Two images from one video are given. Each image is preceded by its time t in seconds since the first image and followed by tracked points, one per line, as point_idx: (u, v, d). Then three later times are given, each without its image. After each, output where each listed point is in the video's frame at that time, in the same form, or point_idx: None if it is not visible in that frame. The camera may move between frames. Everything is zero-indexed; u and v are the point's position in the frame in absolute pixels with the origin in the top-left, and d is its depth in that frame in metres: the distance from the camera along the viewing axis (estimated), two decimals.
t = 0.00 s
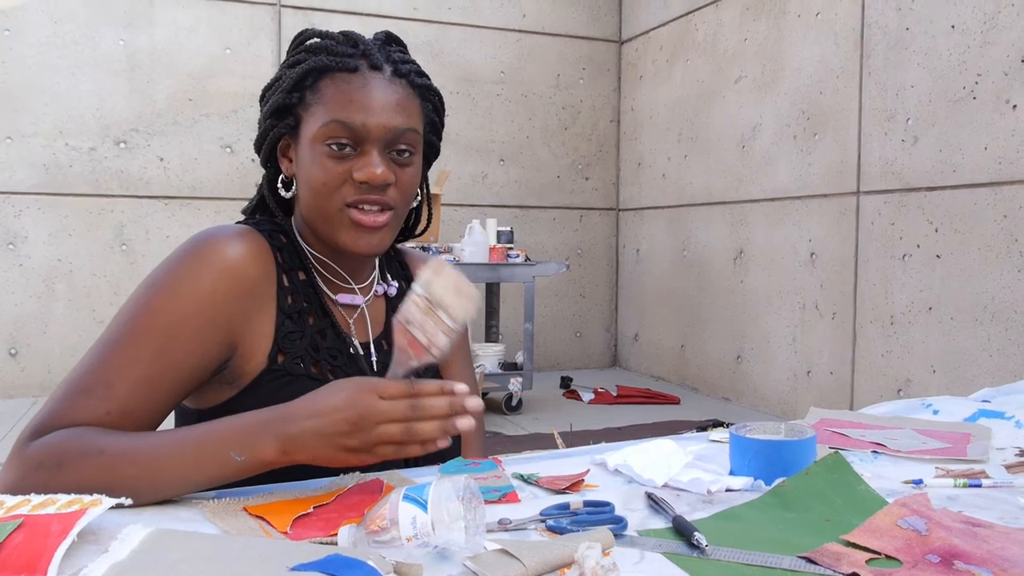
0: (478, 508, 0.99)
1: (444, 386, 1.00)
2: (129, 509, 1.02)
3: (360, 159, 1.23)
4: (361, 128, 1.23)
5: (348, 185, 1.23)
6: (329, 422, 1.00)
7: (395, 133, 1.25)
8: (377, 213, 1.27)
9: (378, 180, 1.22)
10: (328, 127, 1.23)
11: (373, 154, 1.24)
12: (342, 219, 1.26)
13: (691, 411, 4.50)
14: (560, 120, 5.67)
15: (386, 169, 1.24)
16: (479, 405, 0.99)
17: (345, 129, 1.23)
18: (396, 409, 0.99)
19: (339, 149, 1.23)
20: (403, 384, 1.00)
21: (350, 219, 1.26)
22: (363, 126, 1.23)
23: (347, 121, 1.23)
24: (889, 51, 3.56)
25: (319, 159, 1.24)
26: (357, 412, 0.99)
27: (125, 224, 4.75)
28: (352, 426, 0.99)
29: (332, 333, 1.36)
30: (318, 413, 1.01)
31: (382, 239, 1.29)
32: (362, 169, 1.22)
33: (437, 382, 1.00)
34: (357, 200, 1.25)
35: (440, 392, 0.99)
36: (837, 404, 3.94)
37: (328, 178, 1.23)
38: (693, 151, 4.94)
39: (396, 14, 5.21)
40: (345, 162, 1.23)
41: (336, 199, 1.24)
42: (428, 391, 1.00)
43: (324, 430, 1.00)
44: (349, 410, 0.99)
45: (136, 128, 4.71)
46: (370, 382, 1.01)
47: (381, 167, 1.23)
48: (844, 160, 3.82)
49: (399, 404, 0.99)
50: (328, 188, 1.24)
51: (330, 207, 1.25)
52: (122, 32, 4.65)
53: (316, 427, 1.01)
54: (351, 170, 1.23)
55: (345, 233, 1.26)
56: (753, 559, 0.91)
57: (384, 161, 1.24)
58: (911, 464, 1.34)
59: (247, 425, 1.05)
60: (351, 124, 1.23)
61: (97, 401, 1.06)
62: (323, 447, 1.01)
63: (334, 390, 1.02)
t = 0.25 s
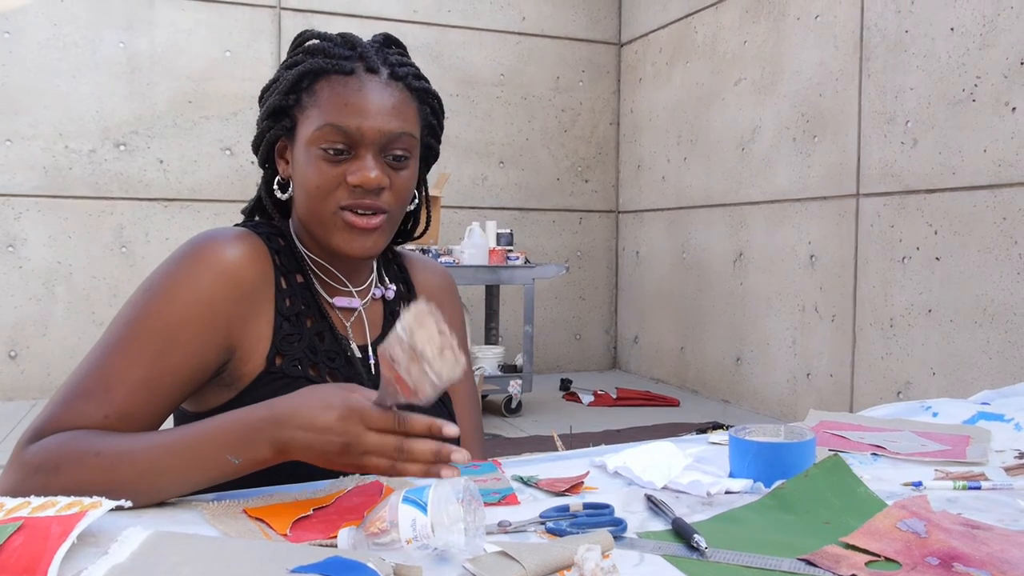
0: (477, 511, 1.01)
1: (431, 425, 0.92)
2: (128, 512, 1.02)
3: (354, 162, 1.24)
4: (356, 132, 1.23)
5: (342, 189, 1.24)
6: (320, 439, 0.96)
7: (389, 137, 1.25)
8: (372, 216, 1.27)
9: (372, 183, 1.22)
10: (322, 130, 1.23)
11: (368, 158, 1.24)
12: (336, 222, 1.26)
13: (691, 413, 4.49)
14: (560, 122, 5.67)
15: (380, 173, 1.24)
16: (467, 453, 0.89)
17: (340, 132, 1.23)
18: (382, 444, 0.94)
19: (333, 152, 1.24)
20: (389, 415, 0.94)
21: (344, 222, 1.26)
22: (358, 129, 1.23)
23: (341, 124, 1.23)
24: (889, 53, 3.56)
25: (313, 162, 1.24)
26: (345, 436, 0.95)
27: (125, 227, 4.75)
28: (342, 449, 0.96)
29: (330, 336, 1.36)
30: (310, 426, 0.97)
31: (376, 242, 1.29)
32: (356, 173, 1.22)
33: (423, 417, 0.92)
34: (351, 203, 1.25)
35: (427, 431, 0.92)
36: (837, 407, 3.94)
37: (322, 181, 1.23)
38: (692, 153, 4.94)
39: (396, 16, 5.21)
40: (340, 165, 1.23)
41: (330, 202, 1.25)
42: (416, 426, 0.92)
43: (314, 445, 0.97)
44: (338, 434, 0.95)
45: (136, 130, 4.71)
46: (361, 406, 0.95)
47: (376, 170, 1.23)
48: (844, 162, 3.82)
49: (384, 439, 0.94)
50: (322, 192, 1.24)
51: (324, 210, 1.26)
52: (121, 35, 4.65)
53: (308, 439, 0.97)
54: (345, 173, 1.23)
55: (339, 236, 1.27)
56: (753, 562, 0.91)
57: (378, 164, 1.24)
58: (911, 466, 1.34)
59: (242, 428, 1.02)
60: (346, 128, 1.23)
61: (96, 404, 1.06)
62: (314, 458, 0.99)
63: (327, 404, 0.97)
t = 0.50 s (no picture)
0: (477, 511, 1.00)
1: (430, 409, 0.96)
2: (127, 513, 1.02)
3: (353, 164, 1.24)
4: (353, 133, 1.23)
5: (341, 190, 1.24)
6: (320, 432, 0.97)
7: (387, 137, 1.25)
8: (371, 216, 1.27)
9: (370, 184, 1.22)
10: (320, 132, 1.23)
11: (366, 159, 1.24)
12: (336, 223, 1.26)
13: (690, 414, 4.49)
14: (560, 124, 5.67)
15: (379, 173, 1.24)
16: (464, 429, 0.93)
17: (337, 134, 1.23)
18: (382, 432, 0.96)
19: (331, 153, 1.23)
20: (385, 402, 0.96)
21: (344, 223, 1.26)
22: (355, 130, 1.23)
23: (339, 126, 1.23)
24: (889, 55, 3.57)
25: (312, 164, 1.24)
26: (345, 427, 0.96)
27: (124, 227, 4.75)
28: (341, 440, 0.97)
29: (331, 337, 1.36)
30: (310, 419, 0.98)
31: (377, 242, 1.29)
32: (354, 174, 1.22)
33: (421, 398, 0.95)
34: (350, 204, 1.25)
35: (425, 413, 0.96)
36: (836, 409, 3.94)
37: (321, 183, 1.23)
38: (692, 155, 4.94)
39: (396, 17, 5.22)
40: (338, 166, 1.23)
41: (329, 204, 1.25)
42: (413, 411, 0.96)
43: (315, 439, 0.98)
44: (338, 424, 0.96)
45: (136, 131, 4.71)
46: (359, 394, 0.97)
47: (374, 171, 1.23)
48: (844, 163, 3.82)
49: (384, 426, 0.96)
50: (321, 193, 1.24)
51: (324, 211, 1.26)
52: (121, 35, 4.65)
53: (308, 434, 0.98)
54: (344, 174, 1.23)
55: (339, 237, 1.27)
56: (754, 563, 0.91)
57: (376, 165, 1.24)
58: (912, 468, 1.34)
59: (245, 430, 1.02)
60: (343, 129, 1.23)
61: (97, 405, 1.06)
62: (314, 453, 0.99)
63: (326, 396, 0.98)
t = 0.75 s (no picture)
0: (479, 510, 0.98)
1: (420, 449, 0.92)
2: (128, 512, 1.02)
3: (352, 164, 1.24)
4: (353, 134, 1.23)
5: (340, 191, 1.24)
6: (312, 455, 0.97)
7: (387, 138, 1.25)
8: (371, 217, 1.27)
9: (370, 186, 1.22)
10: (319, 133, 1.23)
11: (365, 160, 1.24)
12: (335, 223, 1.26)
13: (691, 414, 4.49)
14: (561, 123, 5.67)
15: (378, 174, 1.23)
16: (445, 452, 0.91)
17: (337, 134, 1.23)
18: (371, 468, 0.94)
19: (331, 154, 1.23)
20: (374, 439, 0.92)
21: (343, 224, 1.26)
22: (355, 131, 1.23)
23: (338, 126, 1.23)
24: (890, 55, 3.56)
25: (312, 164, 1.24)
26: (334, 457, 0.95)
27: (125, 226, 4.75)
28: (331, 467, 0.96)
29: (332, 336, 1.36)
30: (301, 441, 0.97)
31: (376, 243, 1.29)
32: (354, 175, 1.22)
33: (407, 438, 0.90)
34: (350, 205, 1.25)
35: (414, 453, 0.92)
36: (837, 409, 3.94)
37: (320, 183, 1.23)
38: (693, 155, 4.94)
39: (397, 17, 5.21)
40: (337, 166, 1.23)
41: (329, 204, 1.25)
42: (402, 447, 0.92)
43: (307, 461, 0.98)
44: (327, 454, 0.95)
45: (137, 130, 4.71)
46: (348, 427, 0.94)
47: (373, 172, 1.23)
48: (845, 163, 3.82)
49: (372, 462, 0.94)
50: (320, 194, 1.24)
51: (323, 212, 1.26)
52: (122, 34, 4.65)
53: (302, 453, 0.98)
54: (343, 175, 1.23)
55: (338, 237, 1.27)
56: (755, 563, 0.91)
57: (376, 166, 1.24)
58: (913, 469, 1.34)
59: (245, 429, 1.02)
60: (343, 130, 1.23)
61: (97, 403, 1.06)
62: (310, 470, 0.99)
63: (317, 421, 0.96)
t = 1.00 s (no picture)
0: (477, 510, 0.97)
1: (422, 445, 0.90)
2: (128, 513, 1.02)
3: (351, 169, 1.24)
4: (352, 139, 1.23)
5: (338, 195, 1.24)
6: (311, 453, 0.97)
7: (387, 144, 1.25)
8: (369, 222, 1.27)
9: (368, 191, 1.22)
10: (319, 137, 1.23)
11: (364, 165, 1.24)
12: (333, 228, 1.26)
13: (691, 413, 4.49)
14: (560, 123, 5.67)
15: (376, 180, 1.23)
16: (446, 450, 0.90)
17: (336, 139, 1.23)
18: (371, 465, 0.94)
19: (329, 158, 1.24)
20: (374, 435, 0.93)
21: (341, 228, 1.26)
22: (354, 136, 1.23)
23: (337, 131, 1.23)
24: (890, 54, 3.56)
25: (311, 168, 1.24)
26: (335, 455, 0.95)
27: (125, 227, 4.76)
28: (331, 465, 0.96)
29: (332, 337, 1.36)
30: (301, 440, 0.98)
31: (374, 248, 1.29)
32: (352, 180, 1.22)
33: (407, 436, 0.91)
34: (347, 209, 1.25)
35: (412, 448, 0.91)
36: (838, 408, 3.94)
37: (319, 188, 1.24)
38: (693, 154, 4.94)
39: (396, 17, 5.22)
40: (335, 171, 1.24)
41: (327, 208, 1.25)
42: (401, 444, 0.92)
43: (306, 461, 0.98)
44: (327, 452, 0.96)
45: (136, 132, 4.72)
46: (348, 424, 0.95)
47: (372, 178, 1.23)
48: (845, 162, 3.82)
49: (372, 459, 0.94)
50: (319, 198, 1.24)
51: (321, 216, 1.26)
52: (122, 36, 4.66)
53: (302, 452, 0.98)
54: (341, 180, 1.23)
55: (336, 241, 1.27)
56: (754, 562, 0.91)
57: (374, 171, 1.24)
58: (912, 467, 1.34)
59: (244, 430, 1.02)
60: (342, 134, 1.23)
61: (97, 405, 1.06)
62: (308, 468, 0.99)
63: (317, 419, 0.97)
